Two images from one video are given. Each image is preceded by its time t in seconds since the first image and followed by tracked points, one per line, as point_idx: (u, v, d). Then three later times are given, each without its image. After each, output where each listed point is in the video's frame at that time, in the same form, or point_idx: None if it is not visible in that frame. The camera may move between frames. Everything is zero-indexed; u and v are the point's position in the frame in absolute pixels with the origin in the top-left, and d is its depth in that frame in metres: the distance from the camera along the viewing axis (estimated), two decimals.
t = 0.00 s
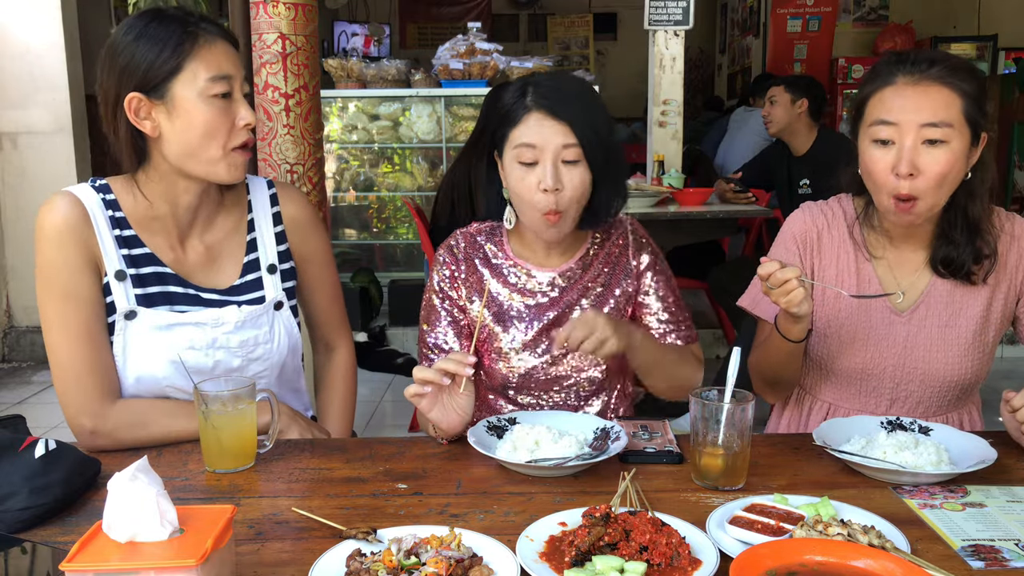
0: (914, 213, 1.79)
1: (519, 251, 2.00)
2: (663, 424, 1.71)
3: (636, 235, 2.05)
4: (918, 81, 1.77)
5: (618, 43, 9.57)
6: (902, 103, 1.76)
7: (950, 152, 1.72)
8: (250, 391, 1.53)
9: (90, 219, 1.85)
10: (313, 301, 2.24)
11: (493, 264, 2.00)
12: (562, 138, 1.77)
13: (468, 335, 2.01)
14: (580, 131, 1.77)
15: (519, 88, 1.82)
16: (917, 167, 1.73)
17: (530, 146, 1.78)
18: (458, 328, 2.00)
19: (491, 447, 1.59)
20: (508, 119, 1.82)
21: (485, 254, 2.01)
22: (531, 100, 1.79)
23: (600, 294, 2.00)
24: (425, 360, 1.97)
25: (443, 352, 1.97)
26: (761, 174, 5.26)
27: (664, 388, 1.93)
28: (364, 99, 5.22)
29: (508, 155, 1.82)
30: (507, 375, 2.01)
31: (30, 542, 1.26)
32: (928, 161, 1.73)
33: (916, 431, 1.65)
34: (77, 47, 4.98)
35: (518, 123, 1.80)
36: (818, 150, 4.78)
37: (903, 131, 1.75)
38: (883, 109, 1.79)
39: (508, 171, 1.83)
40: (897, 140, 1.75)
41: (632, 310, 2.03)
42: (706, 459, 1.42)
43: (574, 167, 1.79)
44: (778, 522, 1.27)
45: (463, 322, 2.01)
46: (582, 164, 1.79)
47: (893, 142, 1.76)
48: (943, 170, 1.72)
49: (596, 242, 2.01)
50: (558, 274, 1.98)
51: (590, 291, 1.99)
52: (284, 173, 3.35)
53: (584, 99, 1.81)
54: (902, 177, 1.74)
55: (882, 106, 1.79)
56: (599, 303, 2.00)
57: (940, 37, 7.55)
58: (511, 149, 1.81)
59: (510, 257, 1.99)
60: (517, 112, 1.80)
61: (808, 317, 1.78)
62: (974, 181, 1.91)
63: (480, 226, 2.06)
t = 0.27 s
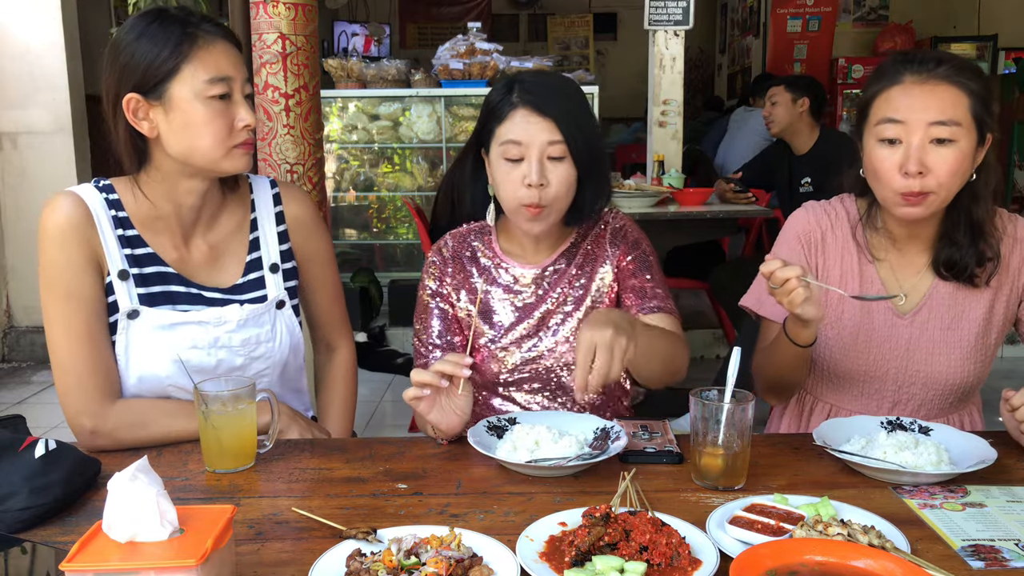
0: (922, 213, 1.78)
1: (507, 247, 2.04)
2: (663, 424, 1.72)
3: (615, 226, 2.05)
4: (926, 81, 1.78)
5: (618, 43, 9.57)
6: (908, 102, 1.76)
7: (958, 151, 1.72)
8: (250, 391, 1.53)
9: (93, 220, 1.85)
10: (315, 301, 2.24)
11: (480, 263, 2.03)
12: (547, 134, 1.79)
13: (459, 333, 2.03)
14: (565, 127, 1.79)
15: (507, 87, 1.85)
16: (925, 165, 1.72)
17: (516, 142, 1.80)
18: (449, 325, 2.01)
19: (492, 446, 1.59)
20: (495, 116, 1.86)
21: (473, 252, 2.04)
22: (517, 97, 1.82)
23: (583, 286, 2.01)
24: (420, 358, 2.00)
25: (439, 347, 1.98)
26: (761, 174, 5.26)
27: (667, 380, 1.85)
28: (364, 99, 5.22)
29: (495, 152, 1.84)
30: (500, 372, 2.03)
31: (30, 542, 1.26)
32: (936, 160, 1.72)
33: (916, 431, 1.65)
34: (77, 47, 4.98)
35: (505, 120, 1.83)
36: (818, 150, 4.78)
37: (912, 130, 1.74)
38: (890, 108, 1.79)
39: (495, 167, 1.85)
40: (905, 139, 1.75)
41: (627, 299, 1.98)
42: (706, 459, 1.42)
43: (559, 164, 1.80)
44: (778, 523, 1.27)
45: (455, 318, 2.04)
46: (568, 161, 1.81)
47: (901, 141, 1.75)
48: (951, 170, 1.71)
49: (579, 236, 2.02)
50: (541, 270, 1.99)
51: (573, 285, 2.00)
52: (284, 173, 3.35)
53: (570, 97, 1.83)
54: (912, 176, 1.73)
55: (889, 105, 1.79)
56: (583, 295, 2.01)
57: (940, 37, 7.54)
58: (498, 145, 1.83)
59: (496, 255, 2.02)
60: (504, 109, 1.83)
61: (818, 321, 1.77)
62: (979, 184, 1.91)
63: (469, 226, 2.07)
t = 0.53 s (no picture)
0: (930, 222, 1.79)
1: (497, 249, 2.05)
2: (663, 424, 1.72)
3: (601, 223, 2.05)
4: (946, 86, 1.76)
5: (618, 43, 9.58)
6: (926, 107, 1.76)
7: (976, 158, 1.70)
8: (250, 391, 1.53)
9: (95, 219, 1.85)
10: (315, 302, 2.24)
11: (470, 265, 2.04)
12: (532, 133, 1.79)
13: (451, 334, 2.06)
14: (549, 125, 1.79)
15: (492, 86, 1.86)
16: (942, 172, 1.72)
17: (501, 142, 1.80)
18: (440, 326, 2.04)
19: (492, 447, 1.60)
20: (481, 116, 1.86)
21: (461, 255, 2.05)
22: (502, 96, 1.82)
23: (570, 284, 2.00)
24: (415, 355, 2.02)
25: (433, 348, 2.01)
26: (761, 174, 5.26)
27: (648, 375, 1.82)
28: (364, 99, 5.22)
29: (481, 151, 1.85)
30: (494, 374, 2.03)
31: (30, 542, 1.26)
32: (955, 167, 1.71)
33: (916, 431, 1.65)
34: (77, 47, 4.98)
35: (490, 119, 1.83)
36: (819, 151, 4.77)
37: (931, 136, 1.73)
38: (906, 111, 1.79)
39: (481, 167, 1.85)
40: (923, 145, 1.74)
41: (612, 291, 1.98)
42: (706, 459, 1.42)
43: (546, 163, 1.80)
44: (778, 523, 1.27)
45: (447, 318, 2.06)
46: (554, 160, 1.81)
47: (920, 147, 1.74)
48: (969, 179, 1.70)
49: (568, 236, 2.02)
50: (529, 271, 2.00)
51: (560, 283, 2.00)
52: (284, 173, 3.35)
53: (555, 96, 1.83)
54: (928, 183, 1.72)
55: (908, 108, 1.79)
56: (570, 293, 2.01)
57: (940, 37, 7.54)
58: (484, 145, 1.83)
59: (485, 257, 2.03)
60: (489, 109, 1.84)
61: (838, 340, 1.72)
62: (994, 190, 1.87)
63: (460, 228, 2.09)
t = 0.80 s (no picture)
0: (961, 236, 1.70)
1: (491, 251, 2.05)
2: (663, 424, 1.72)
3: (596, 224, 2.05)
4: (974, 95, 1.69)
5: (618, 43, 9.58)
6: (951, 116, 1.69)
7: (1002, 172, 1.64)
8: (250, 391, 1.53)
9: (95, 219, 1.85)
10: (316, 300, 2.24)
11: (465, 267, 2.04)
12: (516, 131, 1.79)
13: (446, 335, 2.06)
14: (532, 122, 1.79)
15: (480, 85, 1.86)
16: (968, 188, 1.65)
17: (486, 139, 1.80)
18: (435, 327, 2.04)
19: (492, 447, 1.60)
20: (468, 115, 1.87)
21: (457, 257, 2.05)
22: (489, 95, 1.83)
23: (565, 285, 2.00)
24: (413, 358, 2.03)
25: (429, 350, 2.02)
26: (762, 174, 5.26)
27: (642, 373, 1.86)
28: (364, 99, 5.22)
29: (468, 149, 1.86)
30: (490, 376, 2.03)
31: (30, 542, 1.26)
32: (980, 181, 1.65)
33: (916, 431, 1.65)
34: (77, 47, 4.98)
35: (476, 117, 1.84)
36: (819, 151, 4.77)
37: (956, 148, 1.67)
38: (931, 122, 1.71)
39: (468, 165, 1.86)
40: (947, 158, 1.68)
41: (607, 292, 1.98)
42: (706, 459, 1.42)
43: (530, 161, 1.81)
44: (778, 523, 1.27)
45: (444, 320, 2.06)
46: (539, 157, 1.81)
47: (944, 159, 1.68)
48: (996, 194, 1.64)
49: (561, 238, 2.02)
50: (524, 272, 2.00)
51: (555, 284, 2.00)
52: (284, 173, 3.35)
53: (541, 94, 1.83)
54: (956, 198, 1.66)
55: (931, 119, 1.71)
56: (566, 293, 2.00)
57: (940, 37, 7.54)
58: (470, 143, 1.84)
59: (480, 259, 2.03)
60: (475, 107, 1.85)
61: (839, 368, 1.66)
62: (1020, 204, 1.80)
63: (454, 230, 2.10)
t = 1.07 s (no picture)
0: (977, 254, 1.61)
1: (489, 251, 2.05)
2: (663, 424, 1.72)
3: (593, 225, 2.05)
4: (999, 111, 1.58)
5: (618, 43, 9.58)
6: (975, 132, 1.59)
7: None
8: (250, 391, 1.53)
9: (95, 219, 1.85)
10: (316, 299, 2.24)
11: (463, 267, 2.04)
12: (512, 135, 1.79)
13: (445, 334, 2.07)
14: (528, 125, 1.79)
15: (475, 88, 1.86)
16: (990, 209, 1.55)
17: (482, 145, 1.80)
18: (434, 326, 2.05)
19: (491, 447, 1.60)
20: (463, 119, 1.88)
21: (455, 256, 2.05)
22: (484, 98, 1.83)
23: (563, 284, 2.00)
24: (411, 359, 2.03)
25: (428, 349, 2.02)
26: (761, 175, 5.26)
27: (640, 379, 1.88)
28: (364, 99, 5.22)
29: (465, 154, 1.86)
30: (490, 376, 2.03)
31: (30, 542, 1.26)
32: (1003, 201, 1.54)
33: (916, 431, 1.65)
34: (77, 47, 4.98)
35: (471, 122, 1.84)
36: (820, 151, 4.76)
37: (979, 165, 1.57)
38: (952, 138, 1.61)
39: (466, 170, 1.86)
40: (969, 175, 1.58)
41: (605, 291, 1.98)
42: (707, 459, 1.42)
43: (527, 164, 1.81)
44: (778, 523, 1.27)
45: (442, 320, 2.06)
46: (535, 160, 1.81)
47: (965, 177, 1.58)
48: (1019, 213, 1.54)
49: (559, 237, 2.02)
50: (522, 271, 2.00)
51: (553, 284, 2.00)
52: (284, 173, 3.36)
53: (537, 97, 1.83)
54: (974, 217, 1.56)
55: (953, 134, 1.62)
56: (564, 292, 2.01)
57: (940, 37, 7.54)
58: (466, 147, 1.84)
59: (477, 259, 2.03)
60: (470, 111, 1.85)
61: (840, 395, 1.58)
62: None
63: (452, 230, 2.10)
